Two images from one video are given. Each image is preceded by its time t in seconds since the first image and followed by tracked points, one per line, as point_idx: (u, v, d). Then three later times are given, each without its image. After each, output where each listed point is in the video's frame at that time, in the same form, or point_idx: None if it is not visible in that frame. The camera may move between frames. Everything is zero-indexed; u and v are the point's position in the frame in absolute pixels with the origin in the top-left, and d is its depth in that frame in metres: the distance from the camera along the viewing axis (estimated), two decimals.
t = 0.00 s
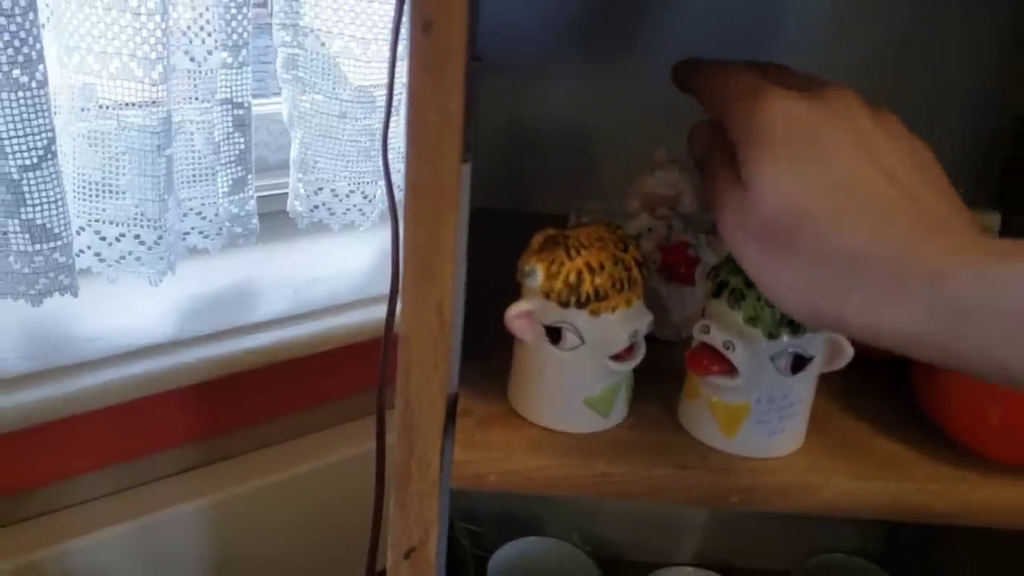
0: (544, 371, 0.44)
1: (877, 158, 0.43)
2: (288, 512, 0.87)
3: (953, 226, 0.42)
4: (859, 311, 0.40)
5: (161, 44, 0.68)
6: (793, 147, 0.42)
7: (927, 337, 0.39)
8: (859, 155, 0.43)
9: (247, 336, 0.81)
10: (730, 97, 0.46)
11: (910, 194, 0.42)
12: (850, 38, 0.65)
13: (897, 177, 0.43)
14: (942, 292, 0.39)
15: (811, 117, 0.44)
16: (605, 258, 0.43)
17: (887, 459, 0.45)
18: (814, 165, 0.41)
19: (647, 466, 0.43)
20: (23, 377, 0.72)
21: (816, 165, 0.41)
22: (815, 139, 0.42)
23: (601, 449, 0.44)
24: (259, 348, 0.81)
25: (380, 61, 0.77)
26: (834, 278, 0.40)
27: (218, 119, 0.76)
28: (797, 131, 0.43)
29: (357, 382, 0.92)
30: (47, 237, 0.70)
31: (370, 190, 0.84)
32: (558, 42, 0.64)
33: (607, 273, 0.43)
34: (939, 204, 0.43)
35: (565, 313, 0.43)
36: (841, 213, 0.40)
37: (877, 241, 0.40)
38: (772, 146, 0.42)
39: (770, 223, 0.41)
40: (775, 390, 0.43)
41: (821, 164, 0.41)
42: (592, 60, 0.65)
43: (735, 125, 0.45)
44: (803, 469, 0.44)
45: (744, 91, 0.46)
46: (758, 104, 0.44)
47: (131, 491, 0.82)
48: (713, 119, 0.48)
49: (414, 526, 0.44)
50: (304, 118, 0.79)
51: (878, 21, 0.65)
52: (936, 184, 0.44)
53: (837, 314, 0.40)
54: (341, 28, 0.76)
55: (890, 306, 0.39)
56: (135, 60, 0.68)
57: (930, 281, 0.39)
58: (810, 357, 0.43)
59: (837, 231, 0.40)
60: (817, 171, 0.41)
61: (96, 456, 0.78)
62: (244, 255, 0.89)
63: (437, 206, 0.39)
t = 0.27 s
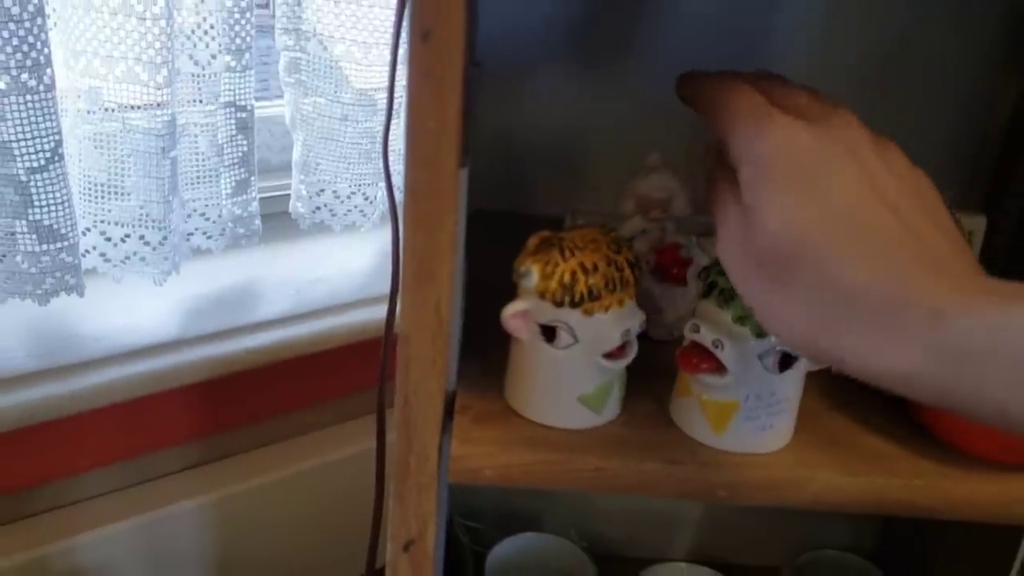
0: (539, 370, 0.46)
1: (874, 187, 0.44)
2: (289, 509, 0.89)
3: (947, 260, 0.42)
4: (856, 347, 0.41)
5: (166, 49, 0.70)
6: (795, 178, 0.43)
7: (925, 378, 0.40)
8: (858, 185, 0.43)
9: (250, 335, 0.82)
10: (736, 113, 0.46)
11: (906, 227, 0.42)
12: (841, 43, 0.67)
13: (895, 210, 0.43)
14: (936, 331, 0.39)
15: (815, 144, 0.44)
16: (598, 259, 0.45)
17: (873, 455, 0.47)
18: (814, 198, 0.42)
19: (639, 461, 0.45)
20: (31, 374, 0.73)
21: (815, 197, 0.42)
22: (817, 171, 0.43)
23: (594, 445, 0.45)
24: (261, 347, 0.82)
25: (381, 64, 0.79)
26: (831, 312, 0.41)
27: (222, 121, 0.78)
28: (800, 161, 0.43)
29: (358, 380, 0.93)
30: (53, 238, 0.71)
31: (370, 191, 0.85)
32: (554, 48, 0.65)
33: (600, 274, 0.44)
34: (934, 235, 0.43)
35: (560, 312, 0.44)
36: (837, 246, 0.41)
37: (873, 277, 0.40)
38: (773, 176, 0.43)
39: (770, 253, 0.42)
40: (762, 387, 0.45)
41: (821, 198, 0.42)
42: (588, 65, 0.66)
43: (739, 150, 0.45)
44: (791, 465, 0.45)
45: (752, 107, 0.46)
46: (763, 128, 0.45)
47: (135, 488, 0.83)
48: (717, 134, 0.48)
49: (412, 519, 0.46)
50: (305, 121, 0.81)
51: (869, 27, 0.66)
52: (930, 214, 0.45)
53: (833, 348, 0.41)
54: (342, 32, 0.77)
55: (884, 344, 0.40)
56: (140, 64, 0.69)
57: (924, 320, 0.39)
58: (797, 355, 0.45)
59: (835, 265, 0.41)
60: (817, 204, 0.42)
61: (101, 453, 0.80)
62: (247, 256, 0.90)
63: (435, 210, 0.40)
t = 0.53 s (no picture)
0: (532, 368, 0.48)
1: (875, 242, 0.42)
2: (291, 506, 0.91)
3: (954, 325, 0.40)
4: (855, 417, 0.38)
5: (172, 58, 0.72)
6: (796, 233, 0.40)
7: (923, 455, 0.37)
8: (860, 238, 0.41)
9: (253, 336, 0.84)
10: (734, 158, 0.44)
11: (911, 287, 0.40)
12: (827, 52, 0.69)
13: (898, 267, 0.41)
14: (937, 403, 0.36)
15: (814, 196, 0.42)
16: (588, 263, 0.46)
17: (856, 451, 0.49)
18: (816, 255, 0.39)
19: (627, 456, 0.46)
20: (37, 375, 0.75)
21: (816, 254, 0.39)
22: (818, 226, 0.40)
23: (584, 441, 0.47)
24: (263, 348, 0.84)
25: (382, 71, 0.81)
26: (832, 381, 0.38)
27: (226, 127, 0.80)
28: (800, 215, 0.41)
29: (359, 380, 0.95)
30: (62, 241, 0.73)
31: (371, 195, 0.87)
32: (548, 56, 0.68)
33: (589, 277, 0.46)
34: (939, 297, 0.41)
35: (551, 313, 0.46)
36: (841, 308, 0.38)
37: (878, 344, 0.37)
38: (773, 231, 0.40)
39: (770, 319, 0.39)
40: (746, 385, 0.47)
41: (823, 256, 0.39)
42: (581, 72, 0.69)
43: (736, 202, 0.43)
44: (773, 460, 0.47)
45: (752, 153, 0.43)
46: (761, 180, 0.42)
47: (140, 485, 0.85)
48: (715, 177, 0.45)
49: (409, 512, 0.47)
50: (308, 126, 0.83)
51: (855, 37, 0.68)
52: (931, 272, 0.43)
53: (831, 419, 0.38)
54: (344, 40, 0.79)
55: (885, 418, 0.37)
56: (147, 72, 0.71)
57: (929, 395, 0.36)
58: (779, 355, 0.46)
59: (836, 330, 0.38)
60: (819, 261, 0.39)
61: (108, 451, 0.82)
62: (251, 258, 0.92)
63: (432, 216, 0.42)
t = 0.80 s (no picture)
0: (526, 364, 0.49)
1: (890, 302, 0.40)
2: (294, 503, 0.93)
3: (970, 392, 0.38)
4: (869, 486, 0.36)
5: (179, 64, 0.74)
6: (810, 293, 0.38)
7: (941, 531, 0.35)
8: (876, 298, 0.39)
9: (257, 336, 0.86)
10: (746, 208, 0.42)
11: (928, 355, 0.38)
12: (815, 60, 0.71)
13: (912, 329, 0.39)
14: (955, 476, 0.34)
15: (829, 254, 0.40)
16: (580, 262, 0.48)
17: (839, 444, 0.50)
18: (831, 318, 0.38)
19: (618, 448, 0.48)
20: (46, 373, 0.77)
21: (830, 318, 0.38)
22: (833, 286, 0.39)
23: (577, 434, 0.49)
24: (267, 347, 0.86)
25: (383, 77, 0.83)
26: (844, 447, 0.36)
27: (231, 131, 0.82)
28: (815, 274, 0.39)
29: (361, 380, 0.97)
30: (71, 243, 0.75)
31: (373, 198, 0.89)
32: (544, 63, 0.70)
33: (581, 276, 0.48)
34: (953, 363, 0.39)
35: (544, 310, 0.48)
36: (856, 375, 0.36)
37: (893, 414, 0.35)
38: (785, 290, 0.39)
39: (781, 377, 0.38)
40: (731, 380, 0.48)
41: (837, 319, 0.38)
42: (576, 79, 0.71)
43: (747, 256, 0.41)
44: (759, 452, 0.49)
45: (765, 204, 0.42)
46: (773, 233, 0.41)
47: (147, 482, 0.87)
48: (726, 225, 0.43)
49: (408, 502, 0.49)
50: (311, 131, 0.85)
51: (841, 45, 0.70)
52: (945, 335, 0.41)
53: (841, 485, 0.37)
54: (346, 47, 0.81)
55: (901, 490, 0.35)
56: (155, 78, 0.74)
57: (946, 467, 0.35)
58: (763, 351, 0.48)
59: (850, 396, 0.36)
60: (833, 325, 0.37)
61: (115, 448, 0.84)
62: (255, 260, 0.94)
63: (430, 218, 0.44)
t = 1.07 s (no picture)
0: (522, 360, 0.51)
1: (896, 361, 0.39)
2: (296, 500, 0.94)
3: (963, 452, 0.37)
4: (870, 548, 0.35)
5: (183, 68, 0.75)
6: (820, 342, 0.37)
7: None
8: (881, 348, 0.38)
9: (259, 335, 0.88)
10: (760, 248, 0.39)
11: (931, 415, 0.37)
12: (806, 65, 0.73)
13: (914, 381, 0.38)
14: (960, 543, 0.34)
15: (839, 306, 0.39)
16: (574, 261, 0.50)
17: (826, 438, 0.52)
18: (842, 381, 0.36)
19: (610, 441, 0.50)
20: (52, 370, 0.79)
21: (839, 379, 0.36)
22: (842, 335, 0.37)
23: (570, 428, 0.50)
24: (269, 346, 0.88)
25: (383, 81, 0.85)
26: (849, 508, 0.35)
27: (235, 134, 0.84)
28: (825, 322, 0.38)
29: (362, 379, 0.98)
30: (78, 243, 0.77)
31: (374, 200, 0.91)
32: (540, 68, 0.72)
33: (575, 274, 0.49)
34: (955, 423, 0.38)
35: (540, 307, 0.50)
36: (865, 437, 0.35)
37: (901, 485, 0.35)
38: (797, 341, 0.37)
39: (787, 430, 0.36)
40: (720, 375, 0.50)
41: (850, 382, 0.36)
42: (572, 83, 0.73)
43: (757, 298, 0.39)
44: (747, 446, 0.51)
45: (782, 249, 0.39)
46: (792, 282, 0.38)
47: (151, 479, 0.89)
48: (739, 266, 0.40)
49: (407, 494, 0.51)
50: (313, 134, 0.87)
51: (832, 50, 0.72)
52: (946, 391, 0.40)
53: (841, 544, 0.36)
54: (348, 52, 0.83)
55: (904, 554, 0.34)
56: (160, 81, 0.75)
57: (951, 535, 0.34)
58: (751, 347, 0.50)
59: (856, 453, 0.35)
60: (844, 385, 0.36)
61: (120, 445, 0.85)
62: (257, 261, 0.96)
63: (428, 217, 0.45)
